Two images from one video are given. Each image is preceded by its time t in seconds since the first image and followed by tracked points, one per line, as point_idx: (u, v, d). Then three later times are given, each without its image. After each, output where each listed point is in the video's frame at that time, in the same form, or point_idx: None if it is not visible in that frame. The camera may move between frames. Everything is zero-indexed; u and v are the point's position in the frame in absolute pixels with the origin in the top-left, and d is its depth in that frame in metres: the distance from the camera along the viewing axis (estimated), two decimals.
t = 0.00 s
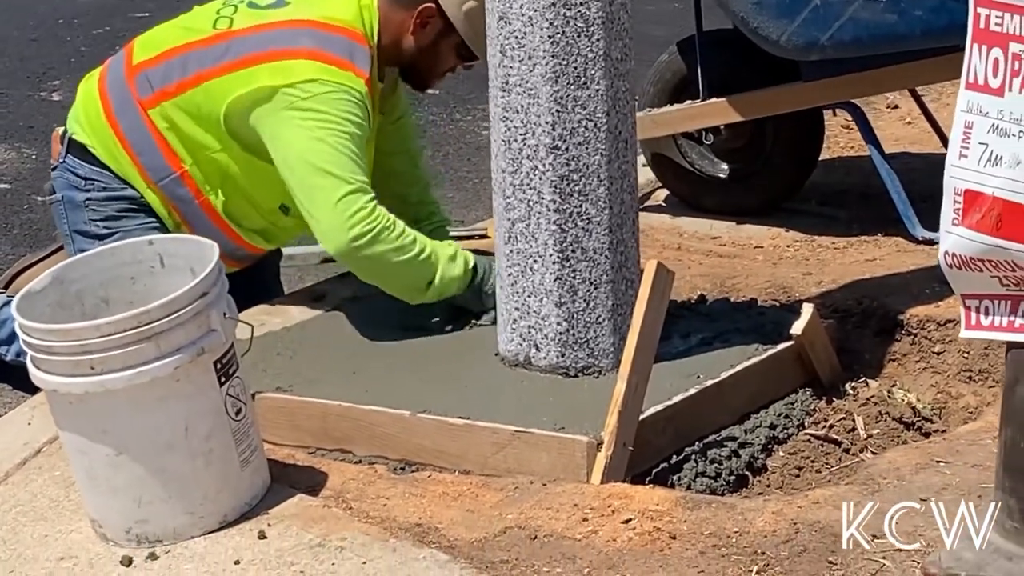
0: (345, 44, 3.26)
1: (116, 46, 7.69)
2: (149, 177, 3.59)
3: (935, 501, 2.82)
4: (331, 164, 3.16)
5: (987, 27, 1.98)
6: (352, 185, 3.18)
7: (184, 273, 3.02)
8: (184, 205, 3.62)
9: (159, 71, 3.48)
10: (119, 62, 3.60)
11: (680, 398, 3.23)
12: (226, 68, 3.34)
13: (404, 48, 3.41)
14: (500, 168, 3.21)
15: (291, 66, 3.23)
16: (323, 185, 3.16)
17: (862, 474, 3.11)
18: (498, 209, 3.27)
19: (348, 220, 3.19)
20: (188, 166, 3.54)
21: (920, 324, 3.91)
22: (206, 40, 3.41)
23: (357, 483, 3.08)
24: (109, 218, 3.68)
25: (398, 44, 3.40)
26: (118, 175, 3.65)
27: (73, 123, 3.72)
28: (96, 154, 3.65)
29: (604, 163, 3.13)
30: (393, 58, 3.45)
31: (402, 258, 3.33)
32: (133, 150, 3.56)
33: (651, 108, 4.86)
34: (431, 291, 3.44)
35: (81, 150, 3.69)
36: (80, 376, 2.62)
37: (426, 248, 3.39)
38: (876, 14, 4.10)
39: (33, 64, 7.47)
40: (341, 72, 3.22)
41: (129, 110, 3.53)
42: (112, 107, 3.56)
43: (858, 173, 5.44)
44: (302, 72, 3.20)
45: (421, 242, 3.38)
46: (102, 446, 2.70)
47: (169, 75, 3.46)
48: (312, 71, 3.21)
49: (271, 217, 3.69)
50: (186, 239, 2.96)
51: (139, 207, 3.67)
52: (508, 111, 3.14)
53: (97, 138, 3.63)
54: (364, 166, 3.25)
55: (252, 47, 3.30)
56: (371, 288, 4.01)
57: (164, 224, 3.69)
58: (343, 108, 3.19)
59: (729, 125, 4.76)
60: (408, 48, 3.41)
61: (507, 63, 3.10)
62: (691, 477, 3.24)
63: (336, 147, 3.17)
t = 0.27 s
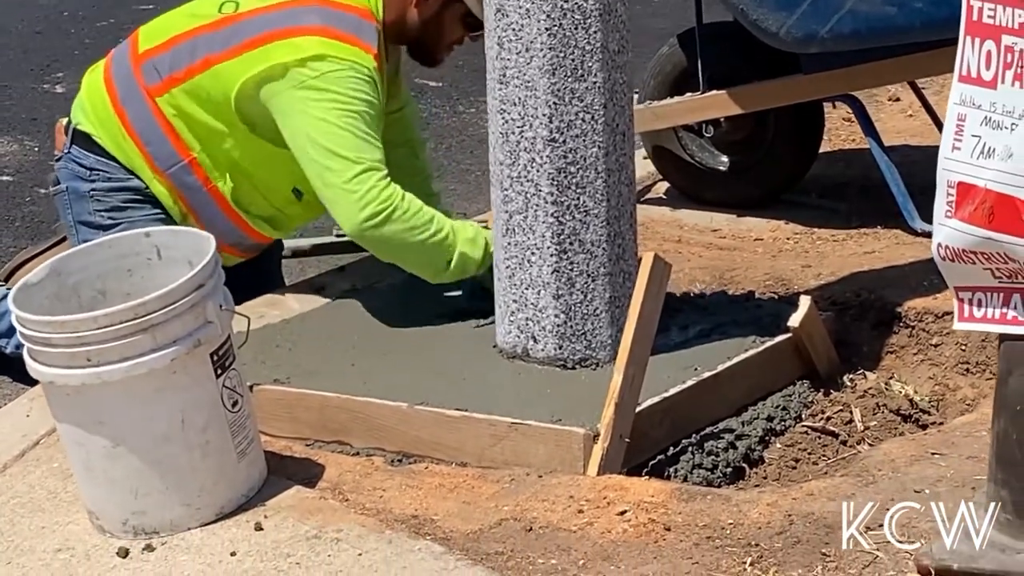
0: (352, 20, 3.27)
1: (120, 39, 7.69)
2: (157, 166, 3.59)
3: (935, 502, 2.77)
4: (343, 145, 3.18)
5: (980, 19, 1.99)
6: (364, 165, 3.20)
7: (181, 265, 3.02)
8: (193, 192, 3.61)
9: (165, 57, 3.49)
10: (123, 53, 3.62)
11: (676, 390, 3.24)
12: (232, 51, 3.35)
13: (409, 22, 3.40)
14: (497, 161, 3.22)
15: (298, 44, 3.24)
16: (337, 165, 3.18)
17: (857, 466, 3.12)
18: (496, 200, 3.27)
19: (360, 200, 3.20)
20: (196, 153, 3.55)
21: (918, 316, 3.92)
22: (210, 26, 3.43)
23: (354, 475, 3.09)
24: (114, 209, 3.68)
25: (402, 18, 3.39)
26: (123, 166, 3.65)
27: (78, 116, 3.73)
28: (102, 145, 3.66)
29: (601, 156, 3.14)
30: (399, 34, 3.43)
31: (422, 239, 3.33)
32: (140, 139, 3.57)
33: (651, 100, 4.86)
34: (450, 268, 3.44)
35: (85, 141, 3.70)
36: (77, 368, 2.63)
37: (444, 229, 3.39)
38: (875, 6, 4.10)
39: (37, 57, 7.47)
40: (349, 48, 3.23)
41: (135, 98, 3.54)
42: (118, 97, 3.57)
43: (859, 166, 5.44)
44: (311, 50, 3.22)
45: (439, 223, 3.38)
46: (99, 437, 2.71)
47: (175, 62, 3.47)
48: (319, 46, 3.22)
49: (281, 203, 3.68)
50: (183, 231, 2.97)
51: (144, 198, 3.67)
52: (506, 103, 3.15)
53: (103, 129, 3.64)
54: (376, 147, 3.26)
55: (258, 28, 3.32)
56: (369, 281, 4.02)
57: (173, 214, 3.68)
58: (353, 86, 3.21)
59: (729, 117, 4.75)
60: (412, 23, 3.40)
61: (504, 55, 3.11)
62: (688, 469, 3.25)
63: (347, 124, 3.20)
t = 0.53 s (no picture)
0: (376, 23, 3.26)
1: (126, 32, 7.70)
2: (173, 165, 3.60)
3: (936, 501, 2.75)
4: (385, 143, 3.20)
5: (982, 13, 2.07)
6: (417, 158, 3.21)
7: (184, 259, 3.03)
8: (208, 192, 3.63)
9: (184, 56, 3.49)
10: (141, 48, 3.61)
11: (679, 383, 3.24)
12: (254, 54, 3.35)
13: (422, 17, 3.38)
14: (500, 154, 3.22)
15: (324, 47, 3.23)
16: (380, 163, 3.20)
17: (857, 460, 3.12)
18: (499, 195, 3.27)
19: (417, 196, 3.22)
20: (212, 153, 3.56)
21: (922, 309, 3.93)
22: (230, 26, 3.41)
23: (356, 468, 3.10)
24: (126, 202, 3.70)
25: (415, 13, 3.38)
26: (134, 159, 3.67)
27: (91, 107, 3.74)
28: (115, 138, 3.67)
29: (605, 149, 3.14)
30: (414, 31, 3.42)
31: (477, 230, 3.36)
32: (157, 137, 3.58)
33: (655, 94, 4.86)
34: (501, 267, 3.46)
35: (98, 133, 3.71)
36: (80, 360, 2.64)
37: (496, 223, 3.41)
38: None
39: (44, 50, 7.48)
40: (375, 51, 3.23)
41: (153, 96, 3.55)
42: (135, 94, 3.58)
43: (864, 159, 5.43)
44: (338, 53, 3.22)
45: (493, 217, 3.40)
46: (102, 430, 2.72)
47: (195, 61, 3.47)
48: (348, 51, 3.22)
49: (296, 202, 3.70)
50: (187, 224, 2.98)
51: (156, 193, 3.70)
52: (509, 96, 3.15)
53: (118, 124, 3.64)
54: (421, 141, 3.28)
55: (282, 31, 3.30)
56: (373, 274, 4.02)
57: (188, 212, 3.70)
58: (387, 84, 3.22)
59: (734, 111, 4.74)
60: (426, 18, 3.39)
61: (507, 48, 3.11)
62: (690, 462, 3.25)
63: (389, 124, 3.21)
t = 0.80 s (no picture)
0: None
1: (134, 27, 7.71)
2: (185, 160, 3.60)
3: (936, 501, 2.72)
4: (394, 114, 3.21)
5: (988, 8, 2.06)
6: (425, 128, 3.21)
7: (190, 254, 3.03)
8: (221, 185, 3.63)
9: (191, 49, 3.50)
10: (145, 45, 3.61)
11: (685, 377, 3.24)
12: (262, 39, 3.37)
13: None
14: (507, 148, 3.22)
15: (331, 27, 3.26)
16: (391, 137, 3.21)
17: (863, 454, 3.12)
18: (505, 189, 3.27)
19: (426, 164, 3.21)
20: (224, 145, 3.57)
21: (928, 304, 3.91)
22: (236, 14, 3.44)
23: (363, 462, 3.10)
24: (129, 197, 3.71)
25: None
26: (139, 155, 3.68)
27: (96, 105, 3.73)
28: (123, 135, 3.67)
29: (612, 143, 3.14)
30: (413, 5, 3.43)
31: (492, 206, 3.35)
32: (168, 132, 3.59)
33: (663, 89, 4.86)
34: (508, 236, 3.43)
35: (101, 129, 3.72)
36: (87, 355, 2.65)
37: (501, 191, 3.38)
38: None
39: (52, 45, 7.49)
40: (383, 26, 3.27)
41: (162, 91, 3.56)
42: (143, 90, 3.58)
43: (871, 154, 5.42)
44: (346, 31, 3.25)
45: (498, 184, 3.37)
46: (109, 425, 2.72)
47: (202, 52, 3.48)
48: (355, 27, 3.25)
49: (308, 189, 3.71)
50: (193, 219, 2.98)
51: (159, 188, 3.70)
52: (516, 91, 3.14)
53: (127, 123, 3.64)
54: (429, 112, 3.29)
55: (288, 14, 3.33)
56: (380, 269, 4.03)
57: (201, 209, 3.69)
58: (395, 58, 3.24)
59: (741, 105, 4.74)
60: None
61: (514, 43, 3.11)
62: (697, 457, 3.26)
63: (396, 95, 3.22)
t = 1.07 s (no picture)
0: None
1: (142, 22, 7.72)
2: (176, 115, 3.55)
3: (936, 502, 2.70)
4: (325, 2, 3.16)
5: (1000, 3, 2.06)
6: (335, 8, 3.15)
7: (200, 248, 3.04)
8: (216, 134, 3.55)
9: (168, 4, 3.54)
10: (133, 23, 3.65)
11: (695, 372, 3.24)
12: None
13: None
14: (518, 143, 3.22)
15: None
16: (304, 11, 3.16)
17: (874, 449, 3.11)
18: (516, 183, 3.27)
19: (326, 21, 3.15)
20: (211, 90, 3.51)
21: (939, 299, 3.91)
22: None
23: (374, 457, 3.11)
24: (138, 190, 3.73)
25: None
26: (148, 147, 3.68)
27: (99, 95, 3.73)
28: (125, 121, 3.66)
29: (622, 138, 3.14)
30: None
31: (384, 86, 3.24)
32: (158, 93, 3.56)
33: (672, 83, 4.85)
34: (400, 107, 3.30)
35: (108, 120, 3.71)
36: (97, 350, 2.66)
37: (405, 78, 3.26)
38: None
39: (60, 40, 7.50)
40: None
41: (148, 54, 3.56)
42: (132, 59, 3.59)
43: (880, 149, 5.41)
44: None
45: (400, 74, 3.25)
46: (119, 419, 2.73)
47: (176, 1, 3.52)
48: None
49: (304, 126, 3.60)
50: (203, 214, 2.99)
51: (167, 180, 3.72)
52: (526, 86, 3.14)
53: (124, 102, 3.63)
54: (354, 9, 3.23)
55: None
56: (389, 264, 4.03)
57: (202, 165, 3.61)
58: None
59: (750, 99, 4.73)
60: None
61: (524, 38, 3.10)
62: (707, 452, 3.25)
63: None
